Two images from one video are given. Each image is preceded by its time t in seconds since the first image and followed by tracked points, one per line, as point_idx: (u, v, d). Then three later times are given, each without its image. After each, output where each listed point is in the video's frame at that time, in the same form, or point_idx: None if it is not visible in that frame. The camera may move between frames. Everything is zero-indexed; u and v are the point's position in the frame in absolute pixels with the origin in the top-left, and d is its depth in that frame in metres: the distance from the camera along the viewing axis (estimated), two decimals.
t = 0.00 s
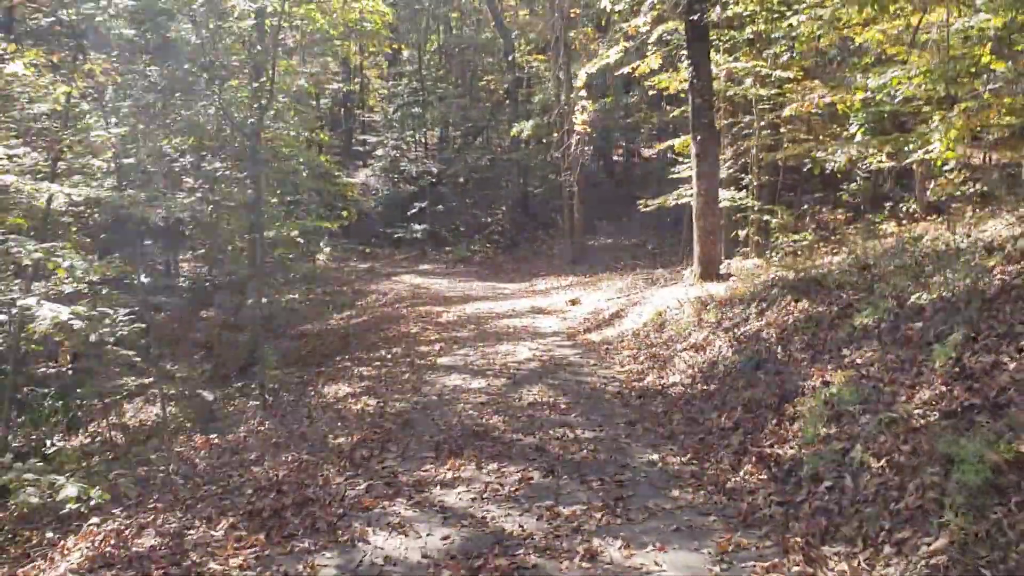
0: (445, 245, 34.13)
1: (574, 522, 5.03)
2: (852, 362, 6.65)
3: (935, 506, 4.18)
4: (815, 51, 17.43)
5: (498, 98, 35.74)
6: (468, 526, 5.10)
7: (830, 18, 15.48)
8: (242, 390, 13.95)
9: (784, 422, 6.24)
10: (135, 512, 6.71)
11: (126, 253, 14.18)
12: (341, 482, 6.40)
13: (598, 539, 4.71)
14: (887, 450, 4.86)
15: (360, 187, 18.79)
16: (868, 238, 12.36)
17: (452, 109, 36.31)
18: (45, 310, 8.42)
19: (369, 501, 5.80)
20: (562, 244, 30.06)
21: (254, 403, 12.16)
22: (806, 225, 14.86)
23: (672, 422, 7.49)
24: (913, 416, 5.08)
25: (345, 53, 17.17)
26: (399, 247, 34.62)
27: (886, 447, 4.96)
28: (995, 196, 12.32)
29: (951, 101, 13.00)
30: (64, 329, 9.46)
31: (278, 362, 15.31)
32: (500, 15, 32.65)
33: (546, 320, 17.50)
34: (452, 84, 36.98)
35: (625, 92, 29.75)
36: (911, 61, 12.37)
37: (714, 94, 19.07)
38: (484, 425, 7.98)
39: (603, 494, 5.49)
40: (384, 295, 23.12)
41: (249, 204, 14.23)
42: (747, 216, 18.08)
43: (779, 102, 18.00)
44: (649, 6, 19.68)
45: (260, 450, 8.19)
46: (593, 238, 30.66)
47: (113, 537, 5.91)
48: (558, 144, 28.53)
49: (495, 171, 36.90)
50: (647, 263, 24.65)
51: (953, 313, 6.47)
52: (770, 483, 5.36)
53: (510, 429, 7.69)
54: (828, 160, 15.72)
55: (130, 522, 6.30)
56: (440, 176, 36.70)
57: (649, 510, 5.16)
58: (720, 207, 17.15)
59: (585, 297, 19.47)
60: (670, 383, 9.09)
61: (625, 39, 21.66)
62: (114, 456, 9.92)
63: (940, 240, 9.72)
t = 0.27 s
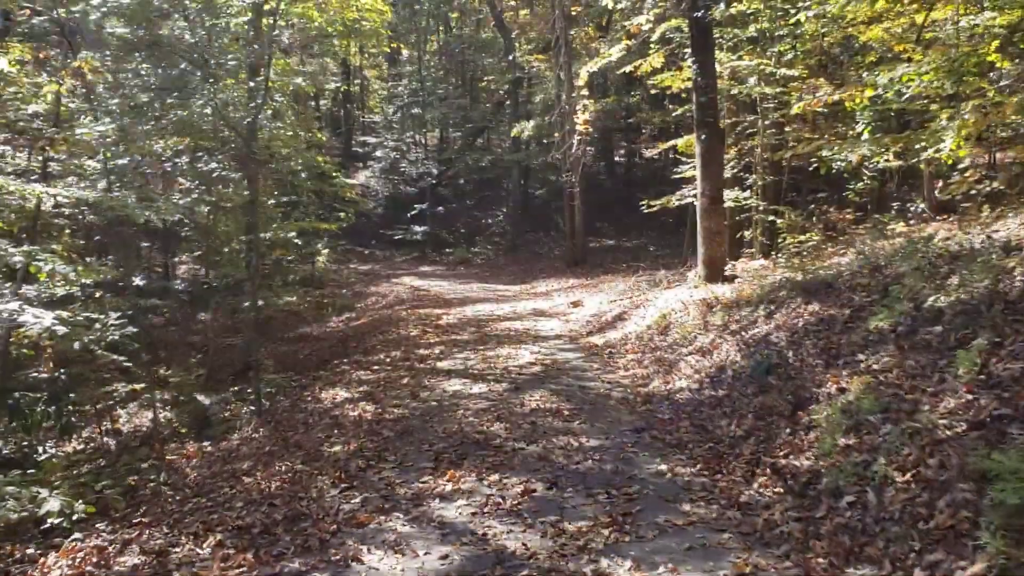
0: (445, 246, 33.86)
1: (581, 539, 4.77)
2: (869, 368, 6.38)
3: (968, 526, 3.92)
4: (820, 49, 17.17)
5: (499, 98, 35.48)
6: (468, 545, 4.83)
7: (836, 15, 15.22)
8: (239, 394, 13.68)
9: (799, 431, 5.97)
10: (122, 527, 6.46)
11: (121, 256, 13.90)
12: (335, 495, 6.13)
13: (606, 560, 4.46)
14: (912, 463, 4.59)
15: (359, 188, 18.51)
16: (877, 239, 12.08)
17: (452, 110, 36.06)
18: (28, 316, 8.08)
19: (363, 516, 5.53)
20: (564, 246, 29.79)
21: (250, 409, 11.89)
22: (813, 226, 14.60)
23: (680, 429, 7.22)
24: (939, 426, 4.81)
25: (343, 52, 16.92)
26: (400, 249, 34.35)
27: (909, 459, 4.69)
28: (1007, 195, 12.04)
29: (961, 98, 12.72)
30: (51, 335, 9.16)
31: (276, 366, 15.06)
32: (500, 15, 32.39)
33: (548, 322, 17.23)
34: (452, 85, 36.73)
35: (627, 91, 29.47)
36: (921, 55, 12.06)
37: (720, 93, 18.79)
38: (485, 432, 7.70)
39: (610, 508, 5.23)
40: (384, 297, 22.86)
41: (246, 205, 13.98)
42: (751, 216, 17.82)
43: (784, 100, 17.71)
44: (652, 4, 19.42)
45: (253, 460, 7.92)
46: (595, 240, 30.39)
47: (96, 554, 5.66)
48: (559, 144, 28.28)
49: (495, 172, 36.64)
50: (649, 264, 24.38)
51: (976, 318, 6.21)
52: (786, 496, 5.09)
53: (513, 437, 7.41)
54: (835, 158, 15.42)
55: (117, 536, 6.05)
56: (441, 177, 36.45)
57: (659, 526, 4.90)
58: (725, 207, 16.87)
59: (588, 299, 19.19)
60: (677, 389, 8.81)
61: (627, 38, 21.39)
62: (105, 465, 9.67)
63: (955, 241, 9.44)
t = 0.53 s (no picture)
0: (444, 249, 33.56)
1: (584, 555, 4.49)
2: (885, 370, 6.08)
3: (1003, 541, 3.64)
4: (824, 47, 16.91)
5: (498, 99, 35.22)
6: (464, 561, 4.55)
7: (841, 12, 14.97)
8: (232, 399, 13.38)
9: (812, 437, 5.68)
10: (103, 540, 6.18)
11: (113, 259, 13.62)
12: (325, 506, 5.85)
13: None
14: (937, 471, 4.30)
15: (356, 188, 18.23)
16: (885, 238, 11.80)
17: (451, 112, 35.79)
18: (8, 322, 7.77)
19: (354, 529, 5.27)
20: (565, 247, 29.50)
21: (242, 414, 11.59)
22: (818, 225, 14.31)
23: (686, 435, 6.92)
24: (964, 433, 4.52)
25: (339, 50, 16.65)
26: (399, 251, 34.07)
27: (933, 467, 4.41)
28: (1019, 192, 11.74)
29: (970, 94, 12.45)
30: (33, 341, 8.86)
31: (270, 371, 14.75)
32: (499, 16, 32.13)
33: (548, 325, 16.93)
34: (451, 86, 36.47)
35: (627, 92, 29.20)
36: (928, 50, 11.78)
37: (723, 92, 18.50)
38: (483, 439, 7.40)
39: (615, 521, 4.94)
40: (382, 300, 22.56)
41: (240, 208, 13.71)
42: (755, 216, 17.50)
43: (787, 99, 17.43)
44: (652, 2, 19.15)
45: (243, 468, 7.63)
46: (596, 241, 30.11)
47: (73, 570, 5.39)
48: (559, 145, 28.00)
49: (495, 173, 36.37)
50: (651, 266, 24.09)
51: (996, 319, 5.92)
52: (802, 507, 4.80)
53: (511, 444, 7.11)
54: (840, 157, 15.13)
55: (97, 551, 5.77)
56: (440, 179, 36.19)
57: (667, 540, 4.62)
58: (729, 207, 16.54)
59: (589, 300, 18.89)
60: (682, 393, 8.51)
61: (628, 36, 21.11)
62: (92, 473, 9.39)
63: (968, 239, 9.15)
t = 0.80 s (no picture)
0: (444, 249, 33.27)
1: None
2: (903, 380, 5.80)
3: None
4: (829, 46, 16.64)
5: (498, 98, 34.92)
6: None
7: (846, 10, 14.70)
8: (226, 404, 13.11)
9: (827, 452, 5.41)
10: (86, 560, 5.96)
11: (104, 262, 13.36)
12: (315, 524, 5.59)
13: None
14: (964, 495, 4.04)
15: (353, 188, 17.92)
16: (894, 239, 11.51)
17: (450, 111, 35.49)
18: None
19: (344, 550, 5.03)
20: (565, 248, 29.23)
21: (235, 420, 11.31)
22: (824, 227, 14.04)
23: (693, 447, 6.64)
24: (991, 453, 4.25)
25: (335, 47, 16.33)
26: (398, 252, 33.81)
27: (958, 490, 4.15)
28: None
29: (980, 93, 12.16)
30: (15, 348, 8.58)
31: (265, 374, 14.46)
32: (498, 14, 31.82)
33: (549, 327, 16.65)
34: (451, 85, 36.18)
35: (628, 91, 28.89)
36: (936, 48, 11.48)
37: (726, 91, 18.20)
38: (481, 450, 7.11)
39: (620, 543, 4.70)
40: (381, 301, 22.28)
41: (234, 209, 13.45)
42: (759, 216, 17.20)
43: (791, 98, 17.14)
44: None
45: (232, 480, 7.36)
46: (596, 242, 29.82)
47: None
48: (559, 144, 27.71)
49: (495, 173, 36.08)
50: (652, 267, 23.81)
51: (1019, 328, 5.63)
52: (819, 528, 4.54)
53: (510, 455, 6.83)
54: (845, 157, 14.85)
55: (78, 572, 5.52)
56: (439, 179, 35.90)
57: (676, 565, 4.37)
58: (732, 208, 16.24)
59: (590, 302, 18.62)
60: (687, 400, 8.22)
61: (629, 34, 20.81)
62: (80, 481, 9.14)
63: (982, 241, 8.85)
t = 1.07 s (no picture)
0: (440, 252, 32.94)
1: None
2: (922, 384, 5.54)
3: None
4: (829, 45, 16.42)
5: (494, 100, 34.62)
6: None
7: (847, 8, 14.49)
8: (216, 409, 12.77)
9: (844, 459, 5.12)
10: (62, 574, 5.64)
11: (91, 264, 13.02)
12: (302, 536, 5.28)
13: None
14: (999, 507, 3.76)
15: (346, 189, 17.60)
16: (900, 239, 11.25)
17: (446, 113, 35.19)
18: None
19: (333, 565, 4.74)
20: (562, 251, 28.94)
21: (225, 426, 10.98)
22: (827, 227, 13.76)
23: (699, 454, 6.33)
24: None
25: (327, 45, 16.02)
26: (393, 254, 33.47)
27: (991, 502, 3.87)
28: None
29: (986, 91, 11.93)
30: None
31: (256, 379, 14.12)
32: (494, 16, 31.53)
33: (546, 330, 16.34)
34: (446, 87, 35.87)
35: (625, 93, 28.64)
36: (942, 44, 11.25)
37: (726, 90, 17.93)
38: (478, 457, 6.79)
39: (627, 558, 4.40)
40: (375, 304, 21.93)
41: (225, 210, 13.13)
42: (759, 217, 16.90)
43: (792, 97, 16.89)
44: None
45: (217, 489, 7.03)
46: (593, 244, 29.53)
47: None
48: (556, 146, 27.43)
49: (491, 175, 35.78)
50: (650, 269, 23.53)
51: None
52: (840, 543, 4.25)
53: (508, 463, 6.52)
54: (848, 156, 14.59)
55: None
56: (435, 182, 35.59)
57: None
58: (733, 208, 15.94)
59: (588, 305, 18.31)
60: (691, 404, 7.92)
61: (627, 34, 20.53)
62: (60, 489, 8.79)
63: (994, 241, 8.58)
